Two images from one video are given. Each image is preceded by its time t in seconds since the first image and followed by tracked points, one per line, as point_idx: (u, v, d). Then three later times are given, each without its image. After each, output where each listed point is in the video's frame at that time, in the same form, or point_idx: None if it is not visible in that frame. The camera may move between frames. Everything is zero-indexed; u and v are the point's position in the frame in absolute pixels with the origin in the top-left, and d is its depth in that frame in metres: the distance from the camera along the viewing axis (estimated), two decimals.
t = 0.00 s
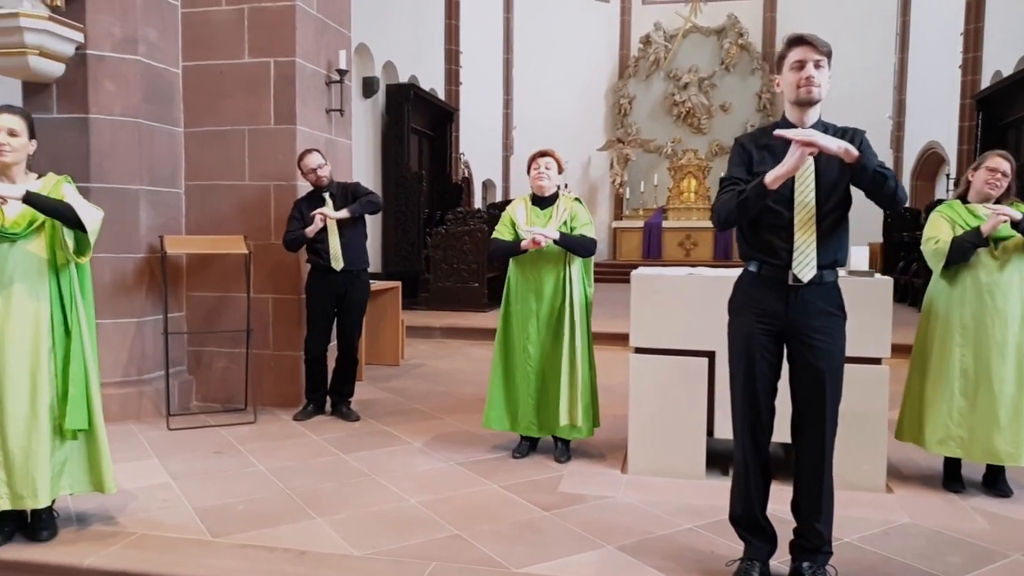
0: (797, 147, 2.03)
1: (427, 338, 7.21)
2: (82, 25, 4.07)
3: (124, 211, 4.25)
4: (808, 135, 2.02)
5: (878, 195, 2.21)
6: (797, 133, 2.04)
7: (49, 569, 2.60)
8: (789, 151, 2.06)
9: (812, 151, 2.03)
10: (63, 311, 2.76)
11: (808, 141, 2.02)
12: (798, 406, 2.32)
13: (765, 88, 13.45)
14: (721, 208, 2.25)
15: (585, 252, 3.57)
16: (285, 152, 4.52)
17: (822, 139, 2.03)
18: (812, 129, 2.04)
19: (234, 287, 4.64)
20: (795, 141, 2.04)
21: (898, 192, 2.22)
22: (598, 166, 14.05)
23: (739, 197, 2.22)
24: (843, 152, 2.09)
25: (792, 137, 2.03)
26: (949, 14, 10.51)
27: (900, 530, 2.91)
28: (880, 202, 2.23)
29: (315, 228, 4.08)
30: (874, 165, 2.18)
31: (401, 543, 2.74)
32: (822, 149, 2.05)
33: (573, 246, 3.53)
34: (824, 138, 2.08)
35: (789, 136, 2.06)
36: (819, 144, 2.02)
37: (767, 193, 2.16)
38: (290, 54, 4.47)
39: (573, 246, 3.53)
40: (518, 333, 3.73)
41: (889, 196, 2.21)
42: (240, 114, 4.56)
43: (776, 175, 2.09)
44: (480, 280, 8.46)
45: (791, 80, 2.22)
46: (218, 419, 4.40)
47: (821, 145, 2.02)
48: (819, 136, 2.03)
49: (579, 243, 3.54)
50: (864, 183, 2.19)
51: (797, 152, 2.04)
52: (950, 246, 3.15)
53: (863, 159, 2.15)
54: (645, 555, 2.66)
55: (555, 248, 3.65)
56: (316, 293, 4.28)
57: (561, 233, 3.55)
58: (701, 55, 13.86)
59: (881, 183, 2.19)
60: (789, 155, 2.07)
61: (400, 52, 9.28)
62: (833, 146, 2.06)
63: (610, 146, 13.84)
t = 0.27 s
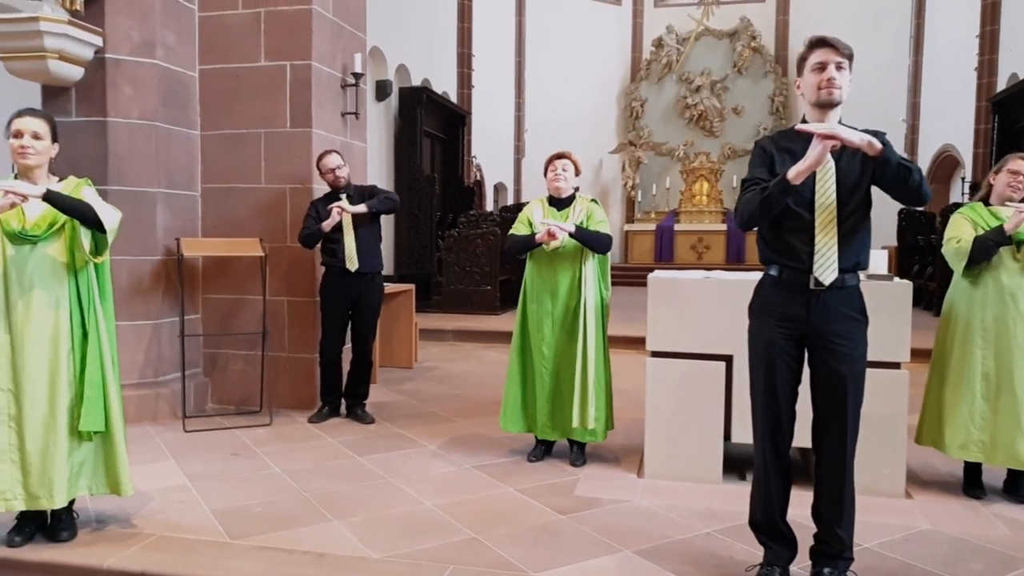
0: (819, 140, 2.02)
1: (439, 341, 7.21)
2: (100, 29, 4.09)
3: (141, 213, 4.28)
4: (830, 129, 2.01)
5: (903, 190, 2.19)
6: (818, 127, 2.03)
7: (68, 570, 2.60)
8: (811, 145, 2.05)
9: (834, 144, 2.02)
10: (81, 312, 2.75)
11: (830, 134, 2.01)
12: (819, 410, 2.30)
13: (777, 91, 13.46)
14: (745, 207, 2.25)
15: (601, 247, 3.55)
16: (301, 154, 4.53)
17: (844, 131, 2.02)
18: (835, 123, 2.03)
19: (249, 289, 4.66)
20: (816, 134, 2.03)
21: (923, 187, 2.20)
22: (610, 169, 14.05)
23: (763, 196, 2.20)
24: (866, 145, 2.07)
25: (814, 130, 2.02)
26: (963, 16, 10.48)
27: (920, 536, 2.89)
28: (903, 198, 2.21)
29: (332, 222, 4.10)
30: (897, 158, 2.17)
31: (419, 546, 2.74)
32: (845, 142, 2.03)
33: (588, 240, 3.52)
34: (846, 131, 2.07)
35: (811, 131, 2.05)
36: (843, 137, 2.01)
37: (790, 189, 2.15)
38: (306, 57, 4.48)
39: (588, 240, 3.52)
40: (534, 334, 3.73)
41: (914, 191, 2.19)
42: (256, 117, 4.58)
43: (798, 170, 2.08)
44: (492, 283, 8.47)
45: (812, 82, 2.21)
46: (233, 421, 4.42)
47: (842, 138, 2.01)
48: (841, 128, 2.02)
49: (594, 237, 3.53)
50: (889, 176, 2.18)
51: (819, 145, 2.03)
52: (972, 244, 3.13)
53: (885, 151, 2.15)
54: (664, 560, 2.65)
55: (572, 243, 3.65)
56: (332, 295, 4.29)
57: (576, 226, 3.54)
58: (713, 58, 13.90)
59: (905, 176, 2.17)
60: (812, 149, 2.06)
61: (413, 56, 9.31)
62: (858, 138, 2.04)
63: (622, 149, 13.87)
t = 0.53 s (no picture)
0: (835, 134, 2.01)
1: (451, 344, 7.22)
2: (116, 34, 4.11)
3: (157, 218, 4.30)
4: (846, 123, 2.00)
5: (923, 183, 2.17)
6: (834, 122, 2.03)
7: (87, 573, 2.61)
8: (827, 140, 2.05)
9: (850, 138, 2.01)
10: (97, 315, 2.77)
11: (845, 128, 2.01)
12: (838, 414, 2.29)
13: (788, 92, 13.45)
14: (762, 206, 2.23)
15: (615, 244, 3.57)
16: (315, 158, 4.55)
17: (861, 125, 2.01)
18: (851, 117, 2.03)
19: (263, 293, 4.67)
20: (832, 129, 2.02)
21: (943, 180, 2.18)
22: (620, 171, 14.06)
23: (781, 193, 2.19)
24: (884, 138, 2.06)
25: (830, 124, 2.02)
26: (976, 16, 10.44)
27: (940, 540, 2.86)
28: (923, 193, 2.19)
29: (346, 220, 4.11)
30: (915, 151, 2.15)
31: (435, 550, 2.74)
32: (862, 134, 2.02)
33: (603, 236, 3.53)
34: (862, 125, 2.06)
35: (827, 126, 2.04)
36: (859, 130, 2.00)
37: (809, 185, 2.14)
38: (320, 62, 4.50)
39: (603, 236, 3.53)
40: (548, 335, 3.72)
41: (935, 184, 2.17)
42: (270, 121, 4.60)
43: (815, 165, 2.07)
44: (503, 286, 8.47)
45: (828, 83, 2.20)
46: (248, 424, 4.43)
47: (859, 131, 1.99)
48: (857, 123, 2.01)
49: (609, 234, 3.54)
50: (907, 169, 2.16)
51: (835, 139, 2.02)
52: (991, 242, 3.08)
53: (902, 144, 2.13)
54: (682, 564, 2.63)
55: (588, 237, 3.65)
56: (346, 299, 4.30)
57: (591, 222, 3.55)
58: (723, 60, 13.94)
59: (925, 170, 2.15)
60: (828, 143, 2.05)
61: (424, 60, 9.34)
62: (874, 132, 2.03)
63: (632, 151, 13.89)
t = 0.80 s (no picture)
0: (849, 127, 2.00)
1: (462, 345, 7.22)
2: (131, 36, 4.14)
3: (170, 218, 4.32)
4: (860, 116, 2.00)
5: (941, 175, 2.15)
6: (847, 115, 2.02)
7: (102, 572, 2.62)
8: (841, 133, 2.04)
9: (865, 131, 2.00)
10: (112, 314, 2.78)
11: (858, 121, 2.00)
12: (854, 416, 2.28)
13: (800, 94, 13.40)
14: (779, 204, 2.21)
15: (630, 241, 3.56)
16: (327, 160, 4.56)
17: (875, 118, 2.00)
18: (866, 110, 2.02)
19: (275, 293, 4.69)
20: (844, 122, 2.02)
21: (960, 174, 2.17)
22: (630, 173, 14.04)
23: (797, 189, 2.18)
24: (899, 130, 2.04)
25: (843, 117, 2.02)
26: (990, 18, 10.39)
27: (956, 544, 2.84)
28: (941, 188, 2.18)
29: (358, 216, 4.10)
30: (932, 143, 2.14)
31: (449, 551, 2.74)
32: (876, 126, 2.01)
33: (618, 233, 3.52)
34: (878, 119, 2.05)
35: (840, 119, 2.03)
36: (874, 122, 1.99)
37: (825, 180, 2.14)
38: (332, 63, 4.51)
39: (618, 234, 3.52)
40: (561, 335, 3.71)
41: (953, 177, 2.15)
42: (283, 123, 4.62)
43: (830, 159, 2.07)
44: (514, 287, 8.47)
45: (845, 83, 2.18)
46: (260, 424, 4.45)
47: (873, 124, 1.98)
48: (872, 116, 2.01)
49: (624, 231, 3.53)
50: (925, 161, 2.15)
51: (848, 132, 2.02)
52: (1010, 240, 3.05)
53: (918, 135, 2.12)
54: (695, 566, 2.62)
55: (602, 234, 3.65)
56: (358, 300, 4.31)
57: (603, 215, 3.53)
58: (734, 61, 13.91)
59: (942, 163, 2.14)
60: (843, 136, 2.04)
61: (435, 61, 9.36)
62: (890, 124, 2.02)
63: (643, 152, 13.87)
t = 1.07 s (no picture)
0: (865, 114, 2.00)
1: (472, 345, 7.21)
2: (144, 36, 4.15)
3: (182, 217, 4.33)
4: (876, 103, 1.99)
5: (960, 165, 2.08)
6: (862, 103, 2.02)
7: (117, 570, 2.63)
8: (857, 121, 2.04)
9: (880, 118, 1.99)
10: (127, 312, 2.80)
11: (874, 108, 2.00)
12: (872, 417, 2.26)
13: (811, 93, 13.33)
14: (796, 197, 2.19)
15: (643, 235, 3.56)
16: (339, 159, 4.56)
17: (892, 105, 1.99)
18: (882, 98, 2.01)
19: (287, 292, 4.69)
20: (859, 108, 2.01)
21: (980, 163, 2.10)
22: (640, 172, 14.01)
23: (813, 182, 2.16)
24: (916, 117, 2.00)
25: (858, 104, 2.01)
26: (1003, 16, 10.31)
27: (974, 546, 2.81)
28: (960, 180, 2.12)
29: (370, 210, 4.11)
30: (951, 132, 2.06)
31: (462, 551, 2.73)
32: (892, 115, 2.00)
33: (631, 226, 3.51)
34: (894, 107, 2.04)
35: (856, 107, 2.03)
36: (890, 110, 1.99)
37: (841, 170, 2.12)
38: (344, 62, 4.51)
39: (631, 227, 3.51)
40: (573, 333, 3.69)
41: (973, 166, 2.09)
42: (295, 122, 4.62)
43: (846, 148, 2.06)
44: (524, 287, 8.46)
45: (862, 80, 2.16)
46: (271, 423, 4.45)
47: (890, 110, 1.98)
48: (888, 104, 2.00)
49: (637, 225, 3.53)
50: (943, 151, 2.07)
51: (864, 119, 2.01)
52: None
53: (934, 123, 2.05)
54: (710, 567, 2.61)
55: (615, 230, 3.64)
56: (369, 299, 4.30)
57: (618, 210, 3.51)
58: (745, 60, 13.85)
59: (961, 153, 2.07)
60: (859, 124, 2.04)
61: (445, 60, 9.35)
62: (906, 112, 2.00)
63: (653, 152, 13.83)
